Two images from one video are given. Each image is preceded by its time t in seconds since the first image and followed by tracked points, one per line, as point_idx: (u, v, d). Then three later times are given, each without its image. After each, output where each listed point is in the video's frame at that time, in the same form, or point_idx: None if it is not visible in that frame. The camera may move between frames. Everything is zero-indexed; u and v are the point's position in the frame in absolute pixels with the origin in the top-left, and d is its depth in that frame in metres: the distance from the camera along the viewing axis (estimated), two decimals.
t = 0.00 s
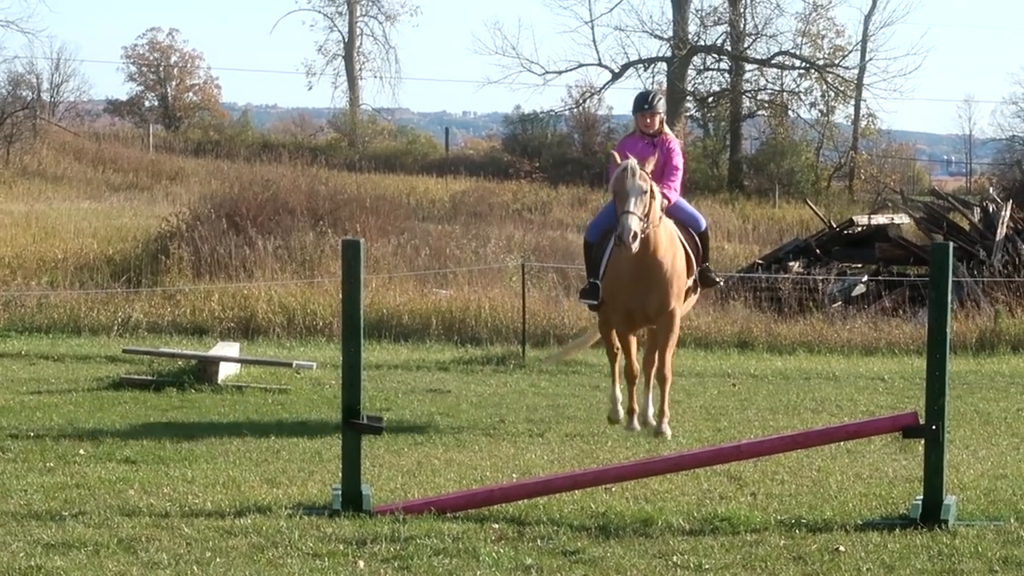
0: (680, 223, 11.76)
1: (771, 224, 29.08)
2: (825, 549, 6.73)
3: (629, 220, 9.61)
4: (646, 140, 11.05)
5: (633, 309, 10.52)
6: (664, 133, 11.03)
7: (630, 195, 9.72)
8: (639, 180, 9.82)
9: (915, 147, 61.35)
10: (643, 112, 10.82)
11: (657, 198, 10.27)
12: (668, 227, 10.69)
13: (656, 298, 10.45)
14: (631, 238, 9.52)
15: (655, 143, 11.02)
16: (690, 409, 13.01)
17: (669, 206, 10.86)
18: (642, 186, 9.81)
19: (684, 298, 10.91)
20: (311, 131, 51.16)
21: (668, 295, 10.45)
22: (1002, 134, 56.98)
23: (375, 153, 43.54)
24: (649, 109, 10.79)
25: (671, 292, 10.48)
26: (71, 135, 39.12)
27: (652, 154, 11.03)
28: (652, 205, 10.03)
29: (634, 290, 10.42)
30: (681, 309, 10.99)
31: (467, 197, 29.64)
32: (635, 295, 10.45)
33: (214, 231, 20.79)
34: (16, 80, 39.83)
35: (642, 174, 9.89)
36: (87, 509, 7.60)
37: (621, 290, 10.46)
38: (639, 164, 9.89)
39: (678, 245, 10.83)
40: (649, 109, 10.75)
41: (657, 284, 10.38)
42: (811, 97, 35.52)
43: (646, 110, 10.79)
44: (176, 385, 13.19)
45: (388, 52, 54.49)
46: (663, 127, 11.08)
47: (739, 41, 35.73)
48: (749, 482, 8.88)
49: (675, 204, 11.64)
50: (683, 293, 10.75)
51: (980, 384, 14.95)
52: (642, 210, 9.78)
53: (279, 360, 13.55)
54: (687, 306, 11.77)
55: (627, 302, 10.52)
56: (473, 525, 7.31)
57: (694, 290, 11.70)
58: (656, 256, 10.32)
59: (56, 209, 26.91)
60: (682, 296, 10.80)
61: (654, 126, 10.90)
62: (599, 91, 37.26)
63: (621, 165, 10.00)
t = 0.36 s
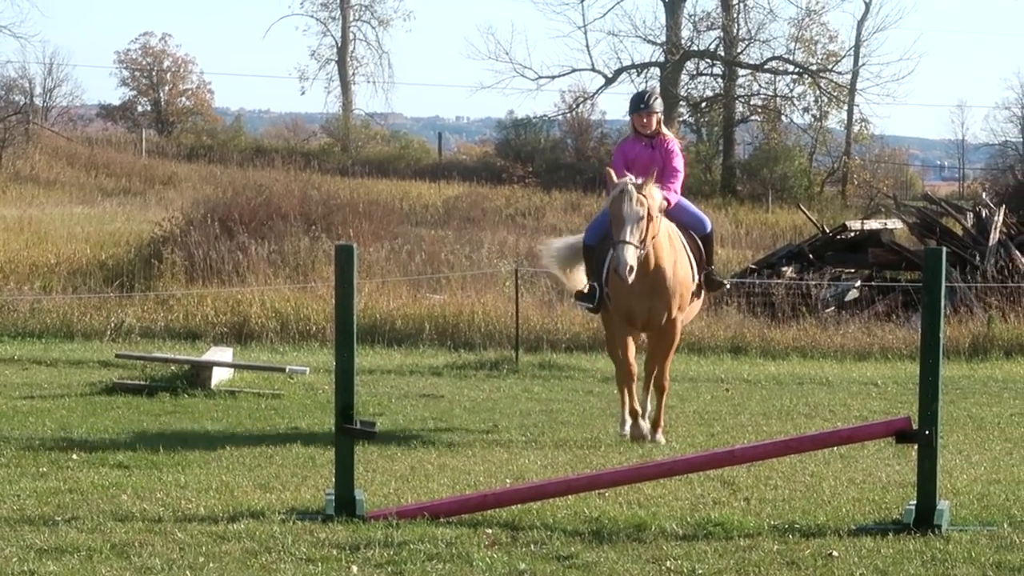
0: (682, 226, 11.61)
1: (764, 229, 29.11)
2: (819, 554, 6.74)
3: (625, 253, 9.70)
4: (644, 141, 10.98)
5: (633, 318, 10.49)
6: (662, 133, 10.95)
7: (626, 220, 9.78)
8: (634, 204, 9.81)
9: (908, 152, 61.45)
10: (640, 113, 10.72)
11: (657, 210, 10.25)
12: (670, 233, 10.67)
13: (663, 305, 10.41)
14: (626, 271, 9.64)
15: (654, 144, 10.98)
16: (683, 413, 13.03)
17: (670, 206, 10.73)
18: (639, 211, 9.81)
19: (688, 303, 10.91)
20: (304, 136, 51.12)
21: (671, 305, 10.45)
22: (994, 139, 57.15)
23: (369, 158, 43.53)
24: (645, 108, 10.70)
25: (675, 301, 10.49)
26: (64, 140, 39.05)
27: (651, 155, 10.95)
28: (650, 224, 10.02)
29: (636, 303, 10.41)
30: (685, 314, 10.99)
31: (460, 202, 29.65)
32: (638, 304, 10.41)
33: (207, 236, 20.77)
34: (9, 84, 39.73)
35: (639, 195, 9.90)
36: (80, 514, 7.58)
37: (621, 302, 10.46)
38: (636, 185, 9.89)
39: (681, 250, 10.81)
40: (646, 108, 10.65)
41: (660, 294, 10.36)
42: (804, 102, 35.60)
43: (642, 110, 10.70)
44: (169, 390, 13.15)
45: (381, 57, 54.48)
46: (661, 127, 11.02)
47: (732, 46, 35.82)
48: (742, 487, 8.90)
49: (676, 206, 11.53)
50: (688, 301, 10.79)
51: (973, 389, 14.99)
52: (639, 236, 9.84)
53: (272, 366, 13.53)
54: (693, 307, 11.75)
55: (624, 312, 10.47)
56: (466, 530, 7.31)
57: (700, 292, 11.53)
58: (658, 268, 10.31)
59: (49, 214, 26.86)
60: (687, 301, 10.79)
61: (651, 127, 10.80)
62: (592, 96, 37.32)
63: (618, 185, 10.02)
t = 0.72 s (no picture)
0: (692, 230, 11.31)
1: (769, 227, 29.07)
2: (825, 552, 6.73)
3: (611, 216, 9.07)
4: (655, 139, 10.74)
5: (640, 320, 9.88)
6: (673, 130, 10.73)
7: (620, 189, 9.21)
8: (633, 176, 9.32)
9: (913, 150, 61.40)
10: (650, 109, 10.45)
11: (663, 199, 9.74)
12: (680, 237, 10.12)
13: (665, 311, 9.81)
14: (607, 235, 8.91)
15: (665, 140, 10.72)
16: (689, 412, 13.01)
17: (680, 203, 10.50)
18: (635, 183, 9.29)
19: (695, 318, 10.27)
20: (309, 135, 51.11)
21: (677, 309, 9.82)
22: (999, 138, 57.10)
23: (373, 156, 43.55)
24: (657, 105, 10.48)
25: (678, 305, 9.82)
26: (69, 138, 39.08)
27: (661, 152, 10.71)
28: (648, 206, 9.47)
29: (640, 299, 9.79)
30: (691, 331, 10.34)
31: (465, 200, 29.64)
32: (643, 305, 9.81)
33: (212, 234, 20.78)
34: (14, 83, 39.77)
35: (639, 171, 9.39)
36: (86, 512, 7.58)
37: (627, 299, 9.87)
38: (641, 160, 9.40)
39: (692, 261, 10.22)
40: (656, 105, 10.36)
41: (664, 295, 9.74)
42: (809, 101, 35.56)
43: (652, 107, 10.42)
44: (175, 389, 13.17)
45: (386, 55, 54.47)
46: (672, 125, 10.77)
47: (737, 45, 35.80)
48: (748, 485, 8.88)
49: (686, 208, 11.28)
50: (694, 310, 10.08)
51: (979, 387, 14.97)
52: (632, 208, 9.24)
53: (277, 364, 13.54)
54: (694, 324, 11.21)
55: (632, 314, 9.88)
56: (473, 528, 7.31)
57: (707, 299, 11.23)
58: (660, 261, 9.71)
59: (54, 212, 26.89)
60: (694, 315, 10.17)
61: (661, 124, 10.54)
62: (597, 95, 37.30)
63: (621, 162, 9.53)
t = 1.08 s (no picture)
0: (708, 228, 11.00)
1: (778, 227, 29.02)
2: (835, 552, 6.71)
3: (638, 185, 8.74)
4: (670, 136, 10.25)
5: (651, 319, 9.77)
6: (689, 127, 10.23)
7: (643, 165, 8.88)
8: (654, 155, 8.99)
9: (923, 151, 61.28)
10: (665, 105, 10.03)
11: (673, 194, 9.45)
12: (689, 228, 9.91)
13: (676, 309, 9.67)
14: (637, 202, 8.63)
15: (680, 137, 10.22)
16: (699, 412, 12.99)
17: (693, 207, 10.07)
18: (657, 161, 8.98)
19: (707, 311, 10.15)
20: (319, 135, 51.14)
21: (688, 307, 9.67)
22: (1010, 138, 56.95)
23: (383, 157, 43.58)
24: (671, 102, 10.01)
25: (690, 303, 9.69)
26: (79, 139, 39.15)
27: (677, 150, 10.23)
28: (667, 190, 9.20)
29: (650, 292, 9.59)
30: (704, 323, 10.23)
31: (475, 200, 29.64)
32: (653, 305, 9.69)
33: (222, 234, 20.81)
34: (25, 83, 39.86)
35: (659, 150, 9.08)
36: (97, 513, 7.60)
37: (638, 296, 9.76)
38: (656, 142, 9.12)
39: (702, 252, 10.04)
40: (670, 101, 9.96)
41: (675, 294, 9.60)
42: (819, 100, 35.50)
43: (667, 103, 10.01)
44: (184, 389, 13.18)
45: (395, 55, 54.50)
46: (689, 121, 10.26)
47: (747, 44, 35.77)
48: (757, 485, 8.87)
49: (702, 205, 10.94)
50: (705, 303, 9.92)
51: (989, 387, 14.93)
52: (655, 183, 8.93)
53: (287, 364, 13.54)
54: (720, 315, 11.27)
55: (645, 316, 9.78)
56: (482, 528, 7.31)
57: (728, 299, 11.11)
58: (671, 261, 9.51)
59: (64, 213, 26.95)
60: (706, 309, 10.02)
61: (677, 120, 10.10)
62: (606, 95, 37.28)
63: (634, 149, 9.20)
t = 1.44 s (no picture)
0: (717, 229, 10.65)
1: (784, 227, 28.99)
2: (840, 551, 6.71)
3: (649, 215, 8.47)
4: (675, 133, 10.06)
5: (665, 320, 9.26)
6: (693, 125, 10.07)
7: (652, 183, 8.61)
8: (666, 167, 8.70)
9: (929, 150, 61.19)
10: (670, 105, 9.73)
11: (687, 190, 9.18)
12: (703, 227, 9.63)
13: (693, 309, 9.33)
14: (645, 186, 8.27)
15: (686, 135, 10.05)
16: (705, 411, 12.98)
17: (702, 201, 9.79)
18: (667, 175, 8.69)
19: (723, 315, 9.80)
20: (324, 136, 51.16)
21: (704, 308, 9.34)
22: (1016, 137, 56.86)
23: (388, 157, 43.59)
24: (676, 100, 9.71)
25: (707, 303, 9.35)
26: (85, 139, 39.21)
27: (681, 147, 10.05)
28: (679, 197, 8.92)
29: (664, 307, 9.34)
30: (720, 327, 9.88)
31: (480, 200, 29.64)
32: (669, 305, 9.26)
33: (228, 235, 20.83)
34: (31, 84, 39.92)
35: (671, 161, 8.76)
36: (103, 513, 7.61)
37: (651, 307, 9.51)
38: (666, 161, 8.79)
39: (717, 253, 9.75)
40: (675, 100, 9.67)
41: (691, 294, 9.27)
42: (825, 100, 35.46)
43: (672, 102, 9.71)
44: (191, 389, 13.20)
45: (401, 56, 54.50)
46: (694, 120, 10.08)
47: (752, 44, 35.74)
48: (763, 485, 8.86)
49: (710, 206, 10.62)
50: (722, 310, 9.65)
51: (995, 386, 14.91)
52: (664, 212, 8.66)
53: (293, 365, 13.56)
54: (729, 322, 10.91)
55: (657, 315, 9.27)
56: (488, 528, 7.31)
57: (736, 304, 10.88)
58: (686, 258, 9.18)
59: (71, 213, 27.00)
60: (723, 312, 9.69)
61: (681, 119, 9.82)
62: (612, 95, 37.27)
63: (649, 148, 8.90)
